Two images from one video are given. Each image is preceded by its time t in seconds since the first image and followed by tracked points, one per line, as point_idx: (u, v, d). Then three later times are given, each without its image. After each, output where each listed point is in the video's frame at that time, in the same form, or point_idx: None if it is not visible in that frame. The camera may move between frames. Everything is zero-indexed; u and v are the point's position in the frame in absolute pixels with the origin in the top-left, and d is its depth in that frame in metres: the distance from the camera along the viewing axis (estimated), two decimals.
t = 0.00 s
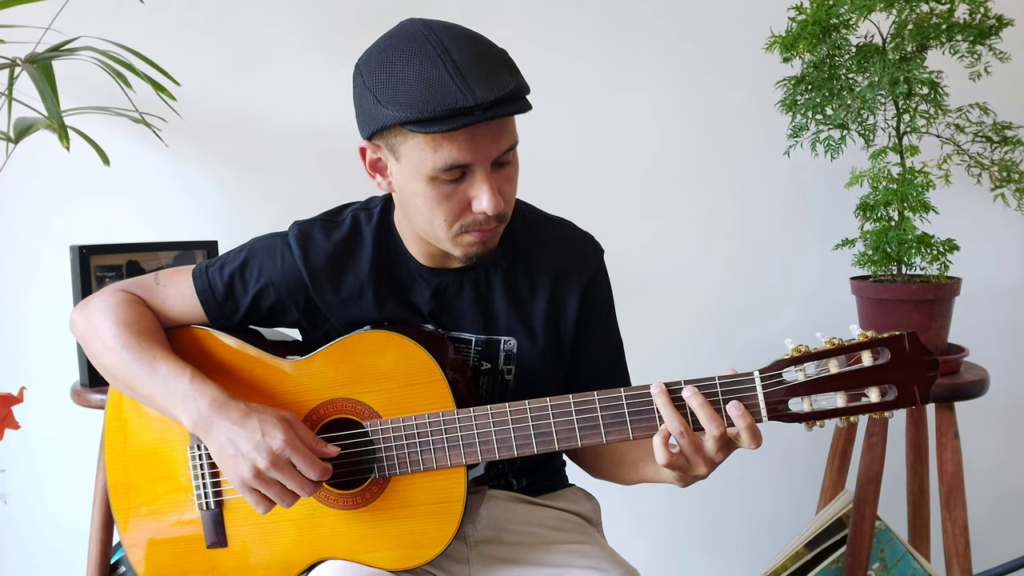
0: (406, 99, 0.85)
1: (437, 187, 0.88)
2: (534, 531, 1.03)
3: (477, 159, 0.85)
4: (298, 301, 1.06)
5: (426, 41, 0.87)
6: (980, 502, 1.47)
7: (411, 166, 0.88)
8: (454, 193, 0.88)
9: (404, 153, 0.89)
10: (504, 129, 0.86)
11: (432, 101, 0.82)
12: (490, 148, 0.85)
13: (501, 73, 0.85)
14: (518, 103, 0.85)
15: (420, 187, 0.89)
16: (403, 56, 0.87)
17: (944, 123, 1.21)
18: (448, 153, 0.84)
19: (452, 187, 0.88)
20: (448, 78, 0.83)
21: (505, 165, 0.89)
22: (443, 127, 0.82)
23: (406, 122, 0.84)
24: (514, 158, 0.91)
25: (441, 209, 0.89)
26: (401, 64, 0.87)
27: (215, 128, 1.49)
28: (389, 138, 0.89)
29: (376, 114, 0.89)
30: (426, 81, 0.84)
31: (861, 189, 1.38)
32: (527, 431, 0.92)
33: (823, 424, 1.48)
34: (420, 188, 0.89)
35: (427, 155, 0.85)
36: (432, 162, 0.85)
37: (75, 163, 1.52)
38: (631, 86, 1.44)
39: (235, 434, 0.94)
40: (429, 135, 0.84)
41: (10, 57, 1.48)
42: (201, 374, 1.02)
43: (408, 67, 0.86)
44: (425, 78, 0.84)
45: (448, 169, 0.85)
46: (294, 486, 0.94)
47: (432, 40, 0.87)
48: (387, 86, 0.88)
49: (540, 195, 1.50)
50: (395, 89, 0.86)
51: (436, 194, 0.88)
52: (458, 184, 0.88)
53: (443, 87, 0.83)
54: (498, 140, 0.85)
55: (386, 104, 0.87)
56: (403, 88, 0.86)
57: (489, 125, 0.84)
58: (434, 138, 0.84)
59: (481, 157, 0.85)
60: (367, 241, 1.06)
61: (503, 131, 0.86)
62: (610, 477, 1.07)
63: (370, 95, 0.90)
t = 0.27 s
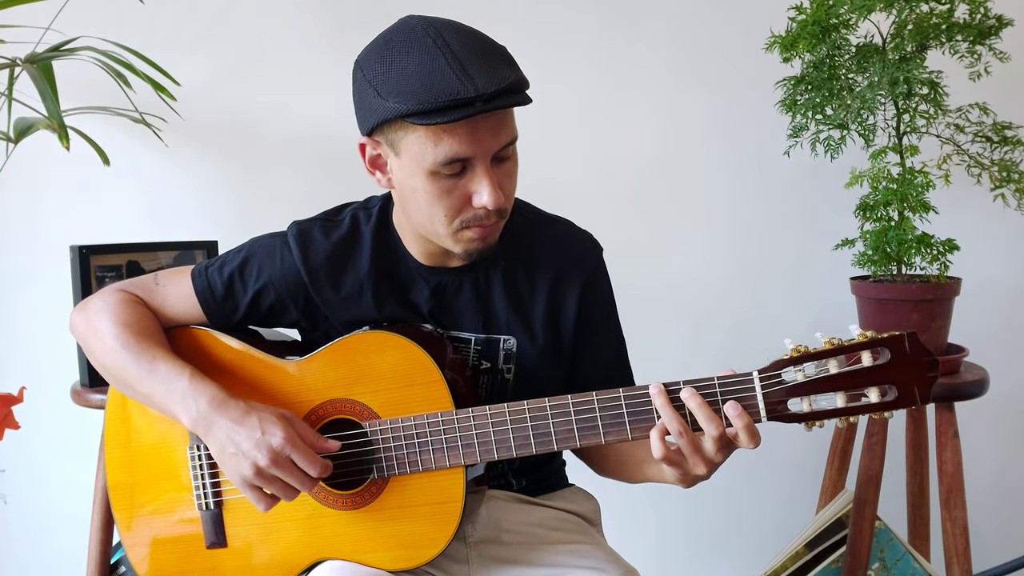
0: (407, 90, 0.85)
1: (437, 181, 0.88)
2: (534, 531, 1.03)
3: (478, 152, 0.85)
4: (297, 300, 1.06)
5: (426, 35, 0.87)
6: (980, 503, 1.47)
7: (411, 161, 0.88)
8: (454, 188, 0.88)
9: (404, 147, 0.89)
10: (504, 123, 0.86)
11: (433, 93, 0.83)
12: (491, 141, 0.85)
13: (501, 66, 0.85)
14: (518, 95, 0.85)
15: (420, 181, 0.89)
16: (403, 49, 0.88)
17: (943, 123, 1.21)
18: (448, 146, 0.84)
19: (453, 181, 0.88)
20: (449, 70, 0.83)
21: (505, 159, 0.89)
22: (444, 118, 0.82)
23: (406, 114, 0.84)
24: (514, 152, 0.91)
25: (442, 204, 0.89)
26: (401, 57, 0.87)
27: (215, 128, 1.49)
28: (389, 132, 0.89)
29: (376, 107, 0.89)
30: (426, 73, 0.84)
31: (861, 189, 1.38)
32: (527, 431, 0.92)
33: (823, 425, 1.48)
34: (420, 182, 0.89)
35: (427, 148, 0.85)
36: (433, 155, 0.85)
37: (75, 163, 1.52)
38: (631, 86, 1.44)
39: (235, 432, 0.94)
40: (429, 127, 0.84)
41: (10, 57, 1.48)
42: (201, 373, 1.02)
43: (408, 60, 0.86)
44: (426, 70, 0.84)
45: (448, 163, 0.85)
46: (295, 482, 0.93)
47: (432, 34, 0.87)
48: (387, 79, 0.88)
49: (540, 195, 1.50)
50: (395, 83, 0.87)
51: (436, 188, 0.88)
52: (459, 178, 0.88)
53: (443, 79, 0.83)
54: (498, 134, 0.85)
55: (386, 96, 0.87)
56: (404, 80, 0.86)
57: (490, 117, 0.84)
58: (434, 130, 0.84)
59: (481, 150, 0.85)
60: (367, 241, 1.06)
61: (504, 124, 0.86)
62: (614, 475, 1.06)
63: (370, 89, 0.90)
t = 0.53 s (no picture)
0: (399, 99, 0.85)
1: (432, 187, 0.88)
2: (534, 531, 1.03)
3: (471, 159, 0.85)
4: (297, 300, 1.06)
5: (419, 41, 0.87)
6: (980, 502, 1.47)
7: (405, 167, 0.88)
8: (449, 193, 0.88)
9: (398, 154, 0.88)
10: (498, 128, 0.86)
11: (424, 102, 0.82)
12: (485, 147, 0.85)
13: (493, 72, 0.85)
14: (511, 102, 0.85)
15: (415, 187, 0.89)
16: (396, 56, 0.87)
17: (944, 123, 1.21)
18: (441, 153, 0.84)
19: (447, 187, 0.88)
20: (440, 78, 0.83)
21: (499, 164, 0.89)
22: (435, 127, 0.82)
23: (399, 123, 0.84)
24: (509, 157, 0.91)
25: (437, 209, 0.89)
26: (394, 64, 0.87)
27: (215, 128, 1.49)
28: (383, 139, 0.89)
29: (369, 115, 0.89)
30: (418, 82, 0.84)
31: (861, 189, 1.38)
32: (526, 431, 0.92)
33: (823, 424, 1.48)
34: (415, 188, 0.89)
35: (420, 156, 0.85)
36: (426, 163, 0.85)
37: (75, 163, 1.52)
38: (631, 86, 1.44)
39: (238, 428, 0.94)
40: (421, 135, 0.84)
41: (10, 57, 1.48)
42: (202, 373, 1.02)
43: (401, 67, 0.86)
44: (417, 78, 0.84)
45: (442, 169, 0.85)
46: (302, 475, 0.94)
47: (425, 40, 0.87)
48: (380, 86, 0.88)
49: (540, 195, 1.50)
50: (388, 90, 0.86)
51: (431, 195, 0.88)
52: (453, 184, 0.88)
53: (434, 88, 0.83)
54: (492, 140, 0.85)
55: (378, 105, 0.87)
56: (396, 88, 0.86)
57: (482, 125, 0.84)
58: (426, 139, 0.84)
59: (474, 157, 0.85)
60: (366, 241, 1.06)
61: (497, 131, 0.86)
62: (619, 474, 1.06)
63: (363, 96, 0.90)
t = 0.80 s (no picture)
0: (398, 94, 0.85)
1: (431, 182, 0.88)
2: (535, 531, 1.03)
3: (471, 153, 0.85)
4: (297, 300, 1.06)
5: (419, 37, 0.87)
6: (980, 502, 1.47)
7: (405, 162, 0.88)
8: (449, 188, 0.88)
9: (398, 149, 0.89)
10: (498, 123, 0.86)
11: (423, 95, 0.83)
12: (484, 142, 0.85)
13: (493, 66, 0.85)
14: (510, 96, 0.85)
15: (415, 183, 0.89)
16: (395, 51, 0.88)
17: (944, 123, 1.21)
18: (441, 148, 0.84)
19: (447, 182, 0.88)
20: (439, 72, 0.83)
21: (499, 160, 0.89)
22: (434, 120, 0.82)
23: (398, 116, 0.84)
24: (509, 153, 0.91)
25: (437, 204, 0.89)
26: (393, 59, 0.87)
27: (214, 128, 1.49)
28: (383, 135, 0.89)
29: (369, 110, 0.89)
30: (417, 75, 0.84)
31: (861, 189, 1.38)
32: (526, 432, 0.92)
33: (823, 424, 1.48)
34: (415, 183, 0.89)
35: (420, 150, 0.85)
36: (426, 157, 0.85)
37: (75, 163, 1.52)
38: (631, 86, 1.44)
39: (234, 429, 0.94)
40: (421, 129, 0.84)
41: (10, 57, 1.48)
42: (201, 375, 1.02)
43: (400, 62, 0.86)
44: (417, 73, 0.84)
45: (441, 164, 0.85)
46: (298, 477, 0.93)
47: (425, 36, 0.87)
48: (380, 81, 0.88)
49: (540, 195, 1.50)
50: (387, 85, 0.87)
51: (431, 190, 0.88)
52: (453, 179, 0.87)
53: (433, 81, 0.83)
54: (491, 134, 0.85)
55: (378, 99, 0.87)
56: (396, 82, 0.86)
57: (482, 119, 0.84)
58: (426, 132, 0.84)
59: (474, 152, 0.85)
60: (366, 240, 1.06)
61: (497, 125, 0.86)
62: (617, 475, 1.06)
63: (363, 91, 0.90)
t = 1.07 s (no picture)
0: (404, 89, 0.85)
1: (435, 179, 0.88)
2: (534, 532, 1.03)
3: (475, 150, 0.85)
4: (297, 299, 1.06)
5: (424, 34, 0.87)
6: (981, 502, 1.47)
7: (409, 159, 0.88)
8: (453, 185, 0.88)
9: (402, 145, 0.89)
10: (502, 120, 0.86)
11: (428, 91, 0.83)
12: (489, 139, 0.85)
13: (497, 64, 0.85)
14: (515, 93, 0.85)
15: (418, 179, 0.89)
16: (400, 47, 0.88)
17: (944, 123, 1.21)
18: (446, 144, 0.84)
19: (451, 179, 0.88)
20: (445, 68, 0.83)
21: (502, 158, 0.89)
22: (440, 114, 0.82)
23: (403, 111, 0.84)
24: (512, 151, 0.91)
25: (440, 201, 0.89)
26: (398, 56, 0.87)
27: (214, 128, 1.49)
28: (387, 131, 0.89)
29: (373, 105, 0.89)
30: (422, 72, 0.84)
31: (861, 189, 1.38)
32: (525, 433, 0.92)
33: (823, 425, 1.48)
34: (418, 180, 0.89)
35: (425, 146, 0.85)
36: (431, 153, 0.85)
37: (75, 163, 1.52)
38: (631, 86, 1.44)
39: (241, 442, 0.94)
40: (426, 124, 0.84)
41: (10, 57, 1.48)
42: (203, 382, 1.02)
43: (405, 58, 0.86)
44: (422, 68, 0.84)
45: (446, 160, 0.85)
46: (306, 487, 0.94)
47: (430, 33, 0.87)
48: (385, 77, 0.88)
49: (540, 195, 1.50)
50: (392, 81, 0.87)
51: (434, 187, 0.88)
52: (457, 176, 0.87)
53: (439, 77, 0.83)
54: (495, 132, 0.85)
55: (383, 95, 0.87)
56: (401, 78, 0.86)
57: (487, 115, 0.84)
58: (431, 128, 0.84)
59: (478, 148, 0.85)
60: (366, 240, 1.06)
61: (501, 122, 0.86)
62: (614, 478, 1.06)
63: (367, 87, 0.90)
